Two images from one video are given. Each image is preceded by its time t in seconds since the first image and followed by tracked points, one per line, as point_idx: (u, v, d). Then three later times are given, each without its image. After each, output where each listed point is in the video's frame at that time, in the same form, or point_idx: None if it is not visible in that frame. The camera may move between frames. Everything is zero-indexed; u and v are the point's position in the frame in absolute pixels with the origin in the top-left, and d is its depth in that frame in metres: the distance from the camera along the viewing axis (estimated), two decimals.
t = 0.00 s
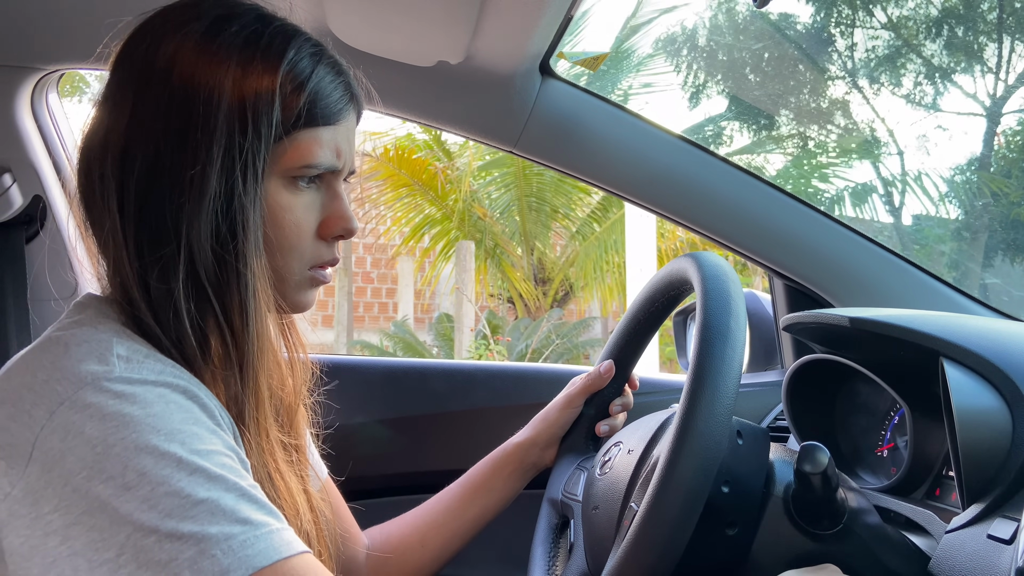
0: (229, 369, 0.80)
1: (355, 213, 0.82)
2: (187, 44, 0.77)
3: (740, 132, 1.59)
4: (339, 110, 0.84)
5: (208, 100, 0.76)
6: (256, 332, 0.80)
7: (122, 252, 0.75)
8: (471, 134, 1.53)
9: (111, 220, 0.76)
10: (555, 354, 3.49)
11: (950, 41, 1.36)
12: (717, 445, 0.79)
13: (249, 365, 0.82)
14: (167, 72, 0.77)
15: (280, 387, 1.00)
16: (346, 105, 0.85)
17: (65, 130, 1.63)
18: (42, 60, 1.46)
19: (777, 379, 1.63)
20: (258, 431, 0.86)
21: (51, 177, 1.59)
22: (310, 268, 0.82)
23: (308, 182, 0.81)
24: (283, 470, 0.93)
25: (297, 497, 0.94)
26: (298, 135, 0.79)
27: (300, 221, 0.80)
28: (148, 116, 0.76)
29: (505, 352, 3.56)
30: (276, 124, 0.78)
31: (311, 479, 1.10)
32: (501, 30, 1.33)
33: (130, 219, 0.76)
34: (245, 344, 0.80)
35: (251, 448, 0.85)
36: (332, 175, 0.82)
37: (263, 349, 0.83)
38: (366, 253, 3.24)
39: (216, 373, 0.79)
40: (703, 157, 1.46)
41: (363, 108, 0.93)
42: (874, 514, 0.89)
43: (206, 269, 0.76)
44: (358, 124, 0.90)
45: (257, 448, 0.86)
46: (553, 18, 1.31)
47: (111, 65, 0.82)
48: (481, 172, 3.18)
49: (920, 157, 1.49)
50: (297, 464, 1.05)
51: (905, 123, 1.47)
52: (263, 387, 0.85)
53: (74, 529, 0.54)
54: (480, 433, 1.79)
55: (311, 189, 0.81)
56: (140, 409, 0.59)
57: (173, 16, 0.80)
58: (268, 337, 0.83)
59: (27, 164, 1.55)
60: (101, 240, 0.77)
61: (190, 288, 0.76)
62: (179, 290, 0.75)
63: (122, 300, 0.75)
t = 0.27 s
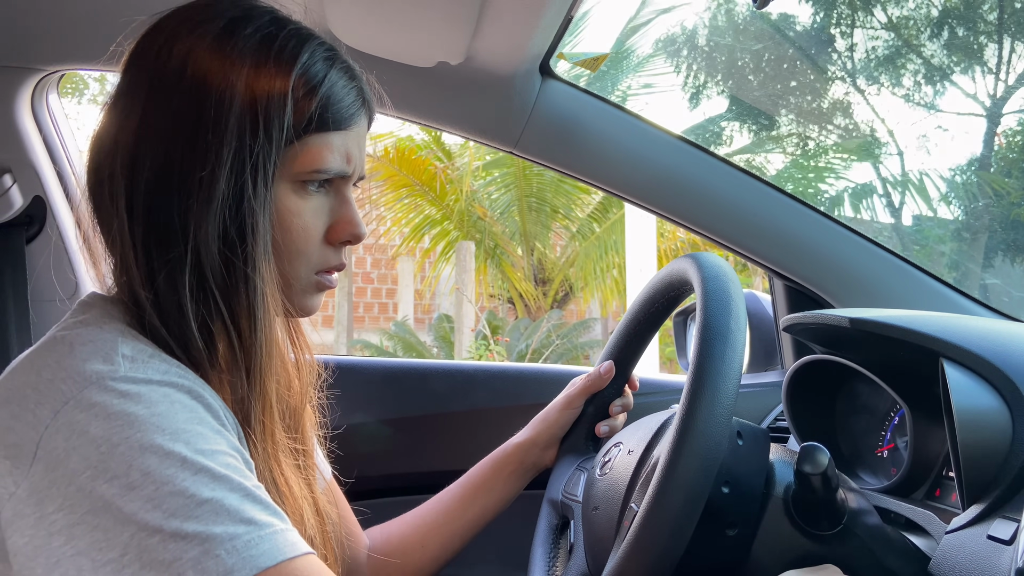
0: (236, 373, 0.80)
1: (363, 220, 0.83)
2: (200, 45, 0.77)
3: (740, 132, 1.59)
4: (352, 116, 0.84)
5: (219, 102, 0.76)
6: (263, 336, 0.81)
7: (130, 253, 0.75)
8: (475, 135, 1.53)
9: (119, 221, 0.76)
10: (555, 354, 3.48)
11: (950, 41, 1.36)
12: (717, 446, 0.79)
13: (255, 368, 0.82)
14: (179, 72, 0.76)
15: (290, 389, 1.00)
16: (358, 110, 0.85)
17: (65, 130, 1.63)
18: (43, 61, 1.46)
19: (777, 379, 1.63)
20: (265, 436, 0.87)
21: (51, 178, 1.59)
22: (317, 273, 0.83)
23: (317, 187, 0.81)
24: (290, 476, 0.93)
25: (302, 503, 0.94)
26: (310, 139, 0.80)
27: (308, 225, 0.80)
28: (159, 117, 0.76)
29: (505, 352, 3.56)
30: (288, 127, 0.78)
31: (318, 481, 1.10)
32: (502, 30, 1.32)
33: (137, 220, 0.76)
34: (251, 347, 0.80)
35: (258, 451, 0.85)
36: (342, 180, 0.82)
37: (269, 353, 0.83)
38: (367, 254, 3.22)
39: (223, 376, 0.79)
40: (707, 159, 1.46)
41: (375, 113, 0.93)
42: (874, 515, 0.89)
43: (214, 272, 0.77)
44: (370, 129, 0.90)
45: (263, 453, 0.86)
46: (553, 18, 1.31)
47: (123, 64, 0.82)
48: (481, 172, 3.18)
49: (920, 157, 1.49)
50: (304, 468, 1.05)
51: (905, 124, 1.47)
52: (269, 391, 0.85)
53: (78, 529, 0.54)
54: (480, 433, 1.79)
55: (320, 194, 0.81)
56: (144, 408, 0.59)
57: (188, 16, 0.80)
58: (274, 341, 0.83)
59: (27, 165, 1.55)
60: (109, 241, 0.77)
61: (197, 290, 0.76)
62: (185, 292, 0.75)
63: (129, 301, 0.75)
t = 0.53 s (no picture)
0: (241, 377, 0.81)
1: (364, 225, 0.84)
2: (208, 49, 0.77)
3: (740, 133, 1.59)
4: (357, 121, 0.84)
5: (226, 105, 0.76)
6: (267, 340, 0.81)
7: (134, 256, 0.75)
8: (476, 136, 1.53)
9: (123, 224, 0.76)
10: (555, 355, 3.45)
11: (950, 42, 1.36)
12: (717, 447, 0.79)
13: (259, 372, 0.82)
14: (186, 75, 0.76)
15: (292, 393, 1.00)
16: (363, 116, 0.85)
17: (66, 131, 1.63)
18: (43, 62, 1.46)
19: (776, 380, 1.63)
20: (269, 440, 0.87)
21: (51, 179, 1.59)
22: (317, 277, 0.83)
23: (320, 192, 0.81)
24: (291, 479, 0.94)
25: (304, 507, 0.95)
26: (316, 144, 0.80)
27: (311, 230, 0.81)
28: (165, 120, 0.76)
29: (505, 352, 3.55)
30: (295, 132, 0.78)
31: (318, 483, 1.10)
32: (502, 31, 1.32)
33: (141, 223, 0.76)
34: (255, 351, 0.81)
35: (261, 456, 0.85)
36: (345, 186, 0.82)
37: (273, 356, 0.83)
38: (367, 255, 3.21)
39: (226, 380, 0.79)
40: (709, 161, 1.46)
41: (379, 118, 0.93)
42: (872, 517, 0.89)
43: (219, 276, 0.77)
44: (373, 134, 0.90)
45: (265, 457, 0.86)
46: (553, 19, 1.30)
47: (128, 66, 0.82)
48: (481, 172, 3.18)
49: (920, 158, 1.49)
50: (304, 471, 1.05)
51: (905, 125, 1.47)
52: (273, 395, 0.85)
53: (78, 529, 0.54)
54: (480, 434, 1.79)
55: (322, 200, 0.81)
56: (143, 409, 0.59)
57: (195, 19, 0.80)
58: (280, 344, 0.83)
59: (27, 166, 1.55)
60: (113, 243, 0.77)
61: (202, 294, 0.76)
62: (190, 296, 0.75)
63: (132, 304, 0.75)
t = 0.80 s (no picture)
0: (236, 378, 0.80)
1: (359, 225, 0.83)
2: (203, 50, 0.77)
3: (739, 134, 1.59)
4: (352, 122, 0.84)
5: (221, 106, 0.76)
6: (262, 340, 0.81)
7: (130, 257, 0.75)
8: (473, 136, 1.53)
9: (119, 224, 0.76)
10: (555, 356, 3.45)
11: (950, 42, 1.36)
12: (716, 449, 0.79)
13: (253, 372, 0.82)
14: (181, 76, 0.76)
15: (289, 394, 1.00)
16: (358, 117, 0.85)
17: (66, 133, 1.64)
18: (43, 64, 1.46)
19: (776, 381, 1.63)
20: (264, 440, 0.87)
21: (52, 180, 1.59)
22: (312, 278, 0.83)
23: (315, 192, 0.81)
24: (286, 480, 0.93)
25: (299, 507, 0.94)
26: (311, 144, 0.80)
27: (305, 230, 0.81)
28: (160, 120, 0.76)
29: (505, 353, 3.54)
30: (290, 133, 0.78)
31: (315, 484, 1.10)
32: (501, 32, 1.32)
33: (137, 223, 0.76)
34: (251, 351, 0.81)
35: (256, 456, 0.85)
36: (339, 186, 0.82)
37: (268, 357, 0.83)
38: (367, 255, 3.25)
39: (222, 380, 0.79)
40: (706, 162, 1.46)
41: (375, 119, 0.93)
42: (872, 518, 0.89)
43: (214, 275, 0.77)
44: (368, 136, 0.90)
45: (260, 457, 0.86)
46: (553, 20, 1.30)
47: (124, 66, 0.82)
48: (480, 173, 3.18)
49: (920, 159, 1.49)
50: (300, 471, 1.05)
51: (904, 126, 1.47)
52: (269, 395, 0.85)
53: (73, 528, 0.54)
54: (479, 434, 1.79)
55: (317, 200, 0.81)
56: (137, 407, 0.59)
57: (191, 20, 0.80)
58: (276, 344, 0.83)
59: (27, 168, 1.55)
60: (109, 243, 0.77)
61: (198, 294, 0.76)
62: (185, 296, 0.75)
63: (127, 305, 0.75)
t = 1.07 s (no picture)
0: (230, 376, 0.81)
1: (355, 221, 0.83)
2: (196, 47, 0.77)
3: (739, 134, 1.59)
4: (346, 118, 0.84)
5: (216, 104, 0.76)
6: (260, 337, 0.81)
7: (125, 255, 0.75)
8: (472, 136, 1.53)
9: (114, 223, 0.76)
10: (555, 356, 3.46)
11: (950, 43, 1.36)
12: (717, 449, 0.79)
13: (250, 370, 0.82)
14: (174, 73, 0.76)
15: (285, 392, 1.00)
16: (352, 113, 0.85)
17: (66, 133, 1.63)
18: (41, 63, 1.46)
19: (776, 382, 1.63)
20: (259, 438, 0.87)
21: (51, 180, 1.58)
22: (309, 274, 0.83)
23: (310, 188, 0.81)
24: (281, 478, 0.94)
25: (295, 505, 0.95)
26: (306, 141, 0.80)
27: (302, 227, 0.80)
28: (154, 118, 0.76)
29: (505, 353, 3.55)
30: (285, 129, 0.78)
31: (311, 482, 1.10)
32: (501, 32, 1.32)
33: (133, 221, 0.75)
34: (248, 349, 0.81)
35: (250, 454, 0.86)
36: (334, 182, 0.82)
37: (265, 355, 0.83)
38: (367, 256, 3.19)
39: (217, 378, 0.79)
40: (704, 160, 1.46)
41: (368, 114, 0.93)
42: (873, 518, 0.89)
43: (213, 274, 0.77)
44: (363, 132, 0.90)
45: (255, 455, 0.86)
46: (553, 20, 1.30)
47: (116, 65, 0.82)
48: (480, 173, 3.18)
49: (920, 159, 1.49)
50: (296, 469, 1.05)
51: (904, 126, 1.47)
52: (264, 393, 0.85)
53: (64, 530, 0.54)
54: (479, 435, 1.79)
55: (313, 196, 0.81)
56: (127, 409, 0.59)
57: (183, 18, 0.80)
58: (273, 342, 0.83)
59: (26, 167, 1.55)
60: (102, 242, 0.77)
61: (195, 292, 0.76)
62: (183, 294, 0.75)
63: (123, 303, 0.74)
